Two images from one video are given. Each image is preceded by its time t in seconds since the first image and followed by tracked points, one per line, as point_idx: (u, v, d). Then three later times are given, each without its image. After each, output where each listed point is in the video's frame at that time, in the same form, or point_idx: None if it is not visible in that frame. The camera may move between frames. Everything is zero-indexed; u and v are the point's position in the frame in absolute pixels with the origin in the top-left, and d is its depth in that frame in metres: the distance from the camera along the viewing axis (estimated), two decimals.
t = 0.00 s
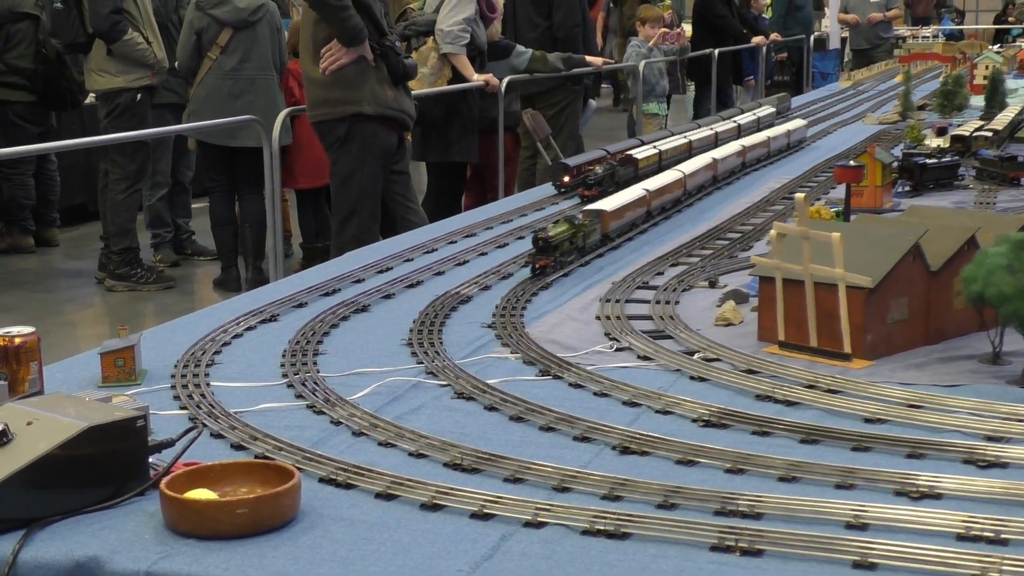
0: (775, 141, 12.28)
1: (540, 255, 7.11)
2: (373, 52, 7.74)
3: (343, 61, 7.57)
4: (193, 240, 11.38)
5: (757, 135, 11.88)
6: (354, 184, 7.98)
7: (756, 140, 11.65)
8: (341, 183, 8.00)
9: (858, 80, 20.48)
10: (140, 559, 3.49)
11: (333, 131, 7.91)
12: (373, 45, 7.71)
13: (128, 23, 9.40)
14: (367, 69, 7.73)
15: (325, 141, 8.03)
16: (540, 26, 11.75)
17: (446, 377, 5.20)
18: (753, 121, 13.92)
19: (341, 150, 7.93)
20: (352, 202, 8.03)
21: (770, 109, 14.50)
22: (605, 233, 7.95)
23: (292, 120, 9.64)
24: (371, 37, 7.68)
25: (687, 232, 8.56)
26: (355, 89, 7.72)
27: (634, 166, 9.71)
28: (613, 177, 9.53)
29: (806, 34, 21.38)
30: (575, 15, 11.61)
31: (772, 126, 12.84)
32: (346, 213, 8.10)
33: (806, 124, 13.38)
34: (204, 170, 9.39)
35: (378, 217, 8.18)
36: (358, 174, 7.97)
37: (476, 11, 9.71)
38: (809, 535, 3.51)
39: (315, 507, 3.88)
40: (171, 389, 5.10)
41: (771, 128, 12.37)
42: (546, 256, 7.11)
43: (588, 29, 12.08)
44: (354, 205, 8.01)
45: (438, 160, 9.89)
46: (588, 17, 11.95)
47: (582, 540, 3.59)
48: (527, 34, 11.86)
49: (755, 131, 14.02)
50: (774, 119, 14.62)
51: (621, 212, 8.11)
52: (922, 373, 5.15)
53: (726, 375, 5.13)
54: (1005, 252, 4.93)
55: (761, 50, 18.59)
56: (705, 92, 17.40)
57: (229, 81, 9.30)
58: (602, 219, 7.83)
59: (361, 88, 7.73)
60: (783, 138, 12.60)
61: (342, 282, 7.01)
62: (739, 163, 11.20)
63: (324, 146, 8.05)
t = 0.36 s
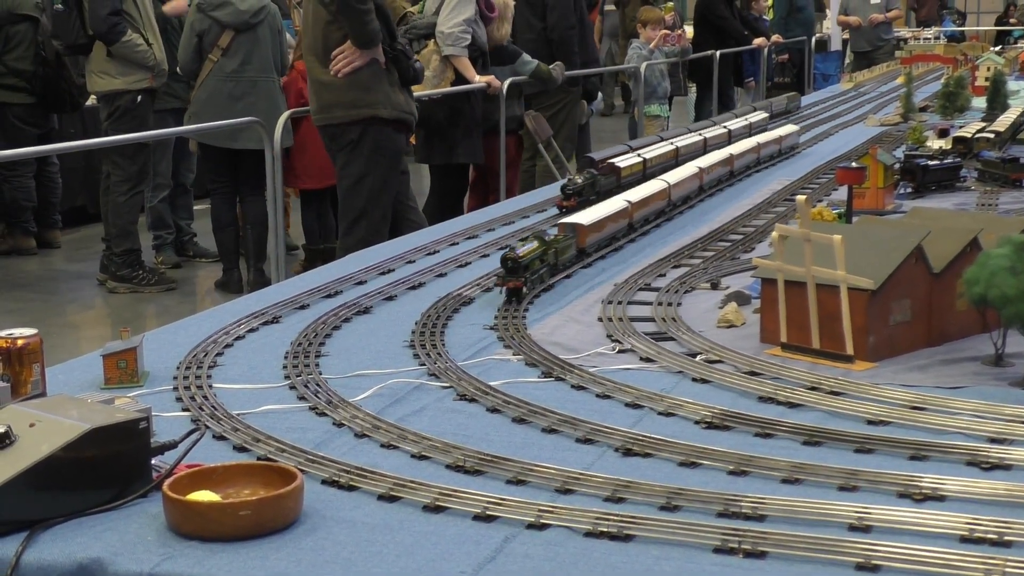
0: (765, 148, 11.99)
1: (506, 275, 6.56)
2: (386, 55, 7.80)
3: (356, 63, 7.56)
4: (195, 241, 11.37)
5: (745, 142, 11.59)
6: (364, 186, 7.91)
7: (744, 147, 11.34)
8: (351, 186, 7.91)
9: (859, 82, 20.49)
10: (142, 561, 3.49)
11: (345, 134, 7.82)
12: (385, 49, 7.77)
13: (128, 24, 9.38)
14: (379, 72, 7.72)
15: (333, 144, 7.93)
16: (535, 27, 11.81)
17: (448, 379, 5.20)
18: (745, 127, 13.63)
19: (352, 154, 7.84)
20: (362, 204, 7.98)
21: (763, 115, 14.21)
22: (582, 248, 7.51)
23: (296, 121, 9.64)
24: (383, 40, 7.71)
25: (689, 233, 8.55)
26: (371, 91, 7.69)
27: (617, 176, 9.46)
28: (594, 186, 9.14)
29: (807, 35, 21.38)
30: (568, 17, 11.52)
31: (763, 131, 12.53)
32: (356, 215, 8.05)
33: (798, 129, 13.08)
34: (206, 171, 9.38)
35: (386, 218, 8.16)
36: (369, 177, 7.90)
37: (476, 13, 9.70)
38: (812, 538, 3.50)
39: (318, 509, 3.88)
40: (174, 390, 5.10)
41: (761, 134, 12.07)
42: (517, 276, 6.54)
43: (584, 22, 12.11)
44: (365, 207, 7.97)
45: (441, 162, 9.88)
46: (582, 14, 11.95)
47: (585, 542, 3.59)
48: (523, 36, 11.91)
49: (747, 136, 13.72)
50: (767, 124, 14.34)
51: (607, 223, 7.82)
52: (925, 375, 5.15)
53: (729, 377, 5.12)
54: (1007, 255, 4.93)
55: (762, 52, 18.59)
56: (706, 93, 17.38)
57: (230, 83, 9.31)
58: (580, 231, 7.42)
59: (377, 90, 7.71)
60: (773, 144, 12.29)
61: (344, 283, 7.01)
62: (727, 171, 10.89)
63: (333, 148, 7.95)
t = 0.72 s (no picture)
0: (754, 155, 11.64)
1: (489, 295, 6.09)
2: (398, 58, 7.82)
3: (372, 65, 7.49)
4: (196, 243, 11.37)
5: (733, 149, 11.20)
6: (374, 190, 7.80)
7: (731, 156, 10.95)
8: (361, 190, 7.79)
9: (860, 84, 20.51)
10: (143, 562, 3.49)
11: (358, 137, 7.71)
12: (397, 54, 7.77)
13: (129, 26, 9.37)
14: (391, 75, 7.66)
15: (344, 147, 7.81)
16: (530, 30, 11.81)
17: (449, 381, 5.19)
18: (736, 132, 13.27)
19: (363, 157, 7.73)
20: (372, 208, 7.86)
21: (754, 121, 13.88)
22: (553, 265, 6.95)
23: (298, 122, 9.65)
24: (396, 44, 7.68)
25: (690, 235, 8.55)
26: (387, 93, 7.63)
27: (598, 186, 9.06)
28: (572, 196, 8.76)
29: (809, 36, 21.37)
30: (561, 19, 11.62)
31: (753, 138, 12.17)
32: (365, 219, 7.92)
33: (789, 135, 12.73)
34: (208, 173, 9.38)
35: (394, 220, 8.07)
36: (380, 181, 7.80)
37: (475, 15, 9.72)
38: (812, 539, 3.50)
39: (319, 510, 3.88)
40: (176, 391, 5.10)
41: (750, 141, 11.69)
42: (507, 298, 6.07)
43: (581, 23, 12.24)
44: (375, 211, 7.85)
45: (442, 164, 9.87)
46: (579, 16, 12.10)
47: (585, 543, 3.59)
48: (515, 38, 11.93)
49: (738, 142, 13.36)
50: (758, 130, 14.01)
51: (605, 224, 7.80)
52: (926, 376, 5.15)
53: (730, 379, 5.12)
54: (1008, 256, 4.93)
55: (763, 53, 18.59)
56: (707, 93, 17.37)
57: (232, 84, 9.32)
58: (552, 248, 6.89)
59: (392, 93, 7.65)
60: (762, 152, 11.93)
61: (345, 284, 7.01)
62: (713, 180, 10.40)
63: (343, 151, 7.83)
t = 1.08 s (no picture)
0: (741, 163, 11.27)
1: (511, 323, 5.74)
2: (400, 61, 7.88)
3: (374, 67, 7.52)
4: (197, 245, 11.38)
5: (719, 158, 10.82)
6: (376, 193, 7.80)
7: (715, 165, 10.55)
8: (362, 192, 7.79)
9: (861, 85, 20.56)
10: (143, 564, 3.49)
11: (359, 139, 7.70)
12: (399, 57, 7.82)
13: (129, 29, 9.37)
14: (393, 78, 7.67)
15: (345, 149, 7.80)
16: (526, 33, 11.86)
17: (449, 383, 5.20)
18: (725, 138, 12.91)
19: (364, 160, 7.72)
20: (373, 210, 7.86)
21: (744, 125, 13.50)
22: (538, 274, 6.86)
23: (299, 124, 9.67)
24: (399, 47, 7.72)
25: (690, 237, 8.55)
26: (388, 96, 7.62)
27: (575, 196, 8.85)
28: (546, 207, 8.49)
29: (810, 38, 21.39)
30: (557, 21, 11.71)
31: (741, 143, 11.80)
32: (366, 221, 7.92)
33: (779, 142, 12.35)
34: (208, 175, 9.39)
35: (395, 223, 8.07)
36: (381, 184, 7.79)
37: (474, 17, 9.75)
38: (812, 540, 3.51)
39: (319, 511, 3.89)
40: (175, 394, 5.10)
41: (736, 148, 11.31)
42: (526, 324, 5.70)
43: (579, 23, 12.15)
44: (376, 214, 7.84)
45: (442, 166, 9.88)
46: (576, 18, 12.04)
47: (584, 544, 3.59)
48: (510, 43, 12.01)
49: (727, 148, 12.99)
50: (748, 136, 13.65)
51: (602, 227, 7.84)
52: (925, 377, 5.15)
53: (730, 380, 5.12)
54: (1008, 258, 4.93)
55: (763, 55, 18.60)
56: (707, 95, 17.38)
57: (233, 86, 9.33)
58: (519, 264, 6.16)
59: (394, 96, 7.65)
60: (748, 158, 11.54)
61: (345, 287, 7.02)
62: (696, 190, 9.99)
63: (344, 154, 7.82)
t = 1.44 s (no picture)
0: (726, 171, 10.78)
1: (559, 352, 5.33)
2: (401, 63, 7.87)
3: (375, 69, 7.52)
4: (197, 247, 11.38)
5: (703, 164, 10.36)
6: (377, 194, 7.80)
7: (699, 173, 10.04)
8: (363, 194, 7.79)
9: (861, 87, 20.58)
10: (143, 566, 3.49)
11: (360, 141, 7.70)
12: (400, 59, 7.82)
13: (127, 31, 9.38)
14: (394, 79, 7.67)
15: (346, 150, 7.80)
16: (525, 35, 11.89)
17: (449, 384, 5.20)
18: (712, 143, 12.52)
19: (365, 161, 7.72)
20: (374, 212, 7.85)
21: (734, 131, 13.12)
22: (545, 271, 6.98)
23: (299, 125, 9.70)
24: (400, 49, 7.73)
25: (689, 239, 8.55)
26: (389, 97, 7.62)
27: (550, 207, 8.52)
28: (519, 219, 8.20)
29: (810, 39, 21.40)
30: (556, 23, 11.74)
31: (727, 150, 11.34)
32: (366, 223, 7.91)
33: (767, 147, 11.92)
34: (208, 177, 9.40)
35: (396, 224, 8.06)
36: (382, 185, 7.78)
37: (474, 19, 9.76)
38: (811, 541, 3.51)
39: (319, 513, 3.89)
40: (175, 395, 5.10)
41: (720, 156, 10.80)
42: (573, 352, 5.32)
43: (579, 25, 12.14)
44: (377, 216, 7.84)
45: (441, 168, 9.87)
46: (575, 20, 12.00)
47: (584, 546, 3.59)
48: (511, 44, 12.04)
49: (716, 152, 12.60)
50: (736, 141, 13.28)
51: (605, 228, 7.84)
52: (925, 379, 5.16)
53: (730, 382, 5.12)
54: (1007, 259, 4.94)
55: (763, 56, 18.61)
56: (707, 97, 17.39)
57: (234, 87, 9.34)
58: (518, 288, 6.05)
59: (395, 97, 7.65)
60: (734, 167, 11.07)
61: (345, 288, 7.02)
62: (679, 201, 9.54)
63: (345, 156, 7.82)
